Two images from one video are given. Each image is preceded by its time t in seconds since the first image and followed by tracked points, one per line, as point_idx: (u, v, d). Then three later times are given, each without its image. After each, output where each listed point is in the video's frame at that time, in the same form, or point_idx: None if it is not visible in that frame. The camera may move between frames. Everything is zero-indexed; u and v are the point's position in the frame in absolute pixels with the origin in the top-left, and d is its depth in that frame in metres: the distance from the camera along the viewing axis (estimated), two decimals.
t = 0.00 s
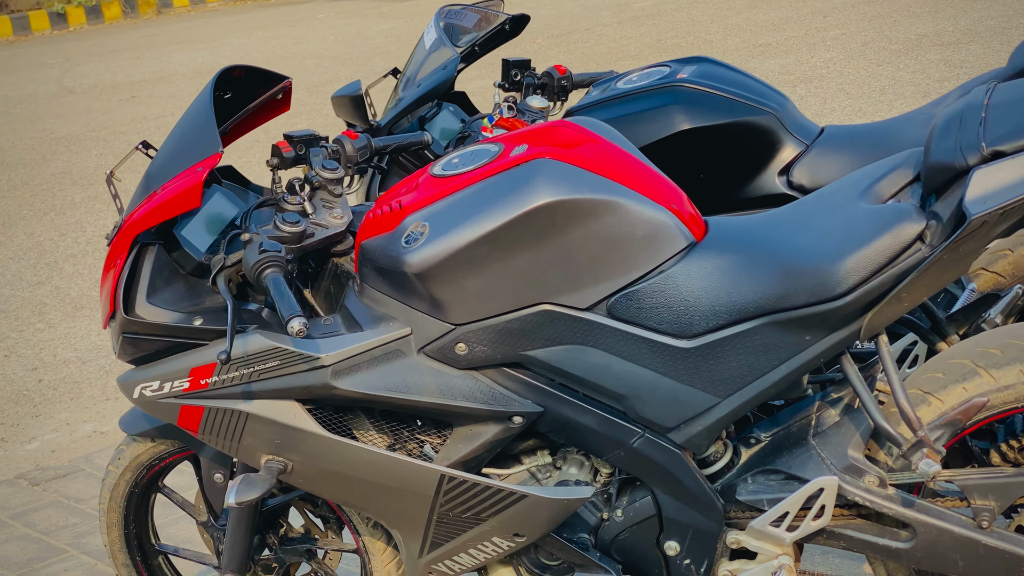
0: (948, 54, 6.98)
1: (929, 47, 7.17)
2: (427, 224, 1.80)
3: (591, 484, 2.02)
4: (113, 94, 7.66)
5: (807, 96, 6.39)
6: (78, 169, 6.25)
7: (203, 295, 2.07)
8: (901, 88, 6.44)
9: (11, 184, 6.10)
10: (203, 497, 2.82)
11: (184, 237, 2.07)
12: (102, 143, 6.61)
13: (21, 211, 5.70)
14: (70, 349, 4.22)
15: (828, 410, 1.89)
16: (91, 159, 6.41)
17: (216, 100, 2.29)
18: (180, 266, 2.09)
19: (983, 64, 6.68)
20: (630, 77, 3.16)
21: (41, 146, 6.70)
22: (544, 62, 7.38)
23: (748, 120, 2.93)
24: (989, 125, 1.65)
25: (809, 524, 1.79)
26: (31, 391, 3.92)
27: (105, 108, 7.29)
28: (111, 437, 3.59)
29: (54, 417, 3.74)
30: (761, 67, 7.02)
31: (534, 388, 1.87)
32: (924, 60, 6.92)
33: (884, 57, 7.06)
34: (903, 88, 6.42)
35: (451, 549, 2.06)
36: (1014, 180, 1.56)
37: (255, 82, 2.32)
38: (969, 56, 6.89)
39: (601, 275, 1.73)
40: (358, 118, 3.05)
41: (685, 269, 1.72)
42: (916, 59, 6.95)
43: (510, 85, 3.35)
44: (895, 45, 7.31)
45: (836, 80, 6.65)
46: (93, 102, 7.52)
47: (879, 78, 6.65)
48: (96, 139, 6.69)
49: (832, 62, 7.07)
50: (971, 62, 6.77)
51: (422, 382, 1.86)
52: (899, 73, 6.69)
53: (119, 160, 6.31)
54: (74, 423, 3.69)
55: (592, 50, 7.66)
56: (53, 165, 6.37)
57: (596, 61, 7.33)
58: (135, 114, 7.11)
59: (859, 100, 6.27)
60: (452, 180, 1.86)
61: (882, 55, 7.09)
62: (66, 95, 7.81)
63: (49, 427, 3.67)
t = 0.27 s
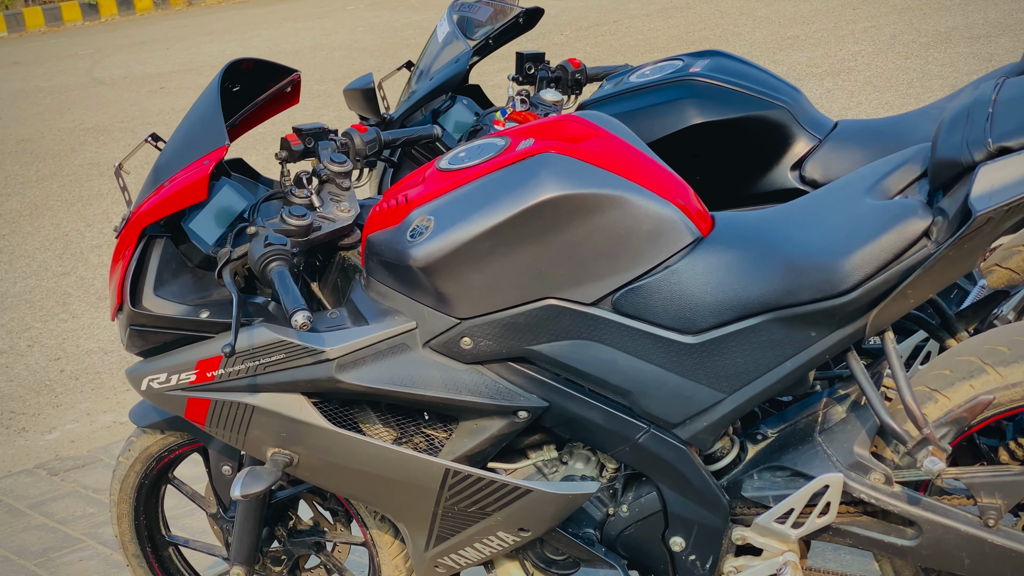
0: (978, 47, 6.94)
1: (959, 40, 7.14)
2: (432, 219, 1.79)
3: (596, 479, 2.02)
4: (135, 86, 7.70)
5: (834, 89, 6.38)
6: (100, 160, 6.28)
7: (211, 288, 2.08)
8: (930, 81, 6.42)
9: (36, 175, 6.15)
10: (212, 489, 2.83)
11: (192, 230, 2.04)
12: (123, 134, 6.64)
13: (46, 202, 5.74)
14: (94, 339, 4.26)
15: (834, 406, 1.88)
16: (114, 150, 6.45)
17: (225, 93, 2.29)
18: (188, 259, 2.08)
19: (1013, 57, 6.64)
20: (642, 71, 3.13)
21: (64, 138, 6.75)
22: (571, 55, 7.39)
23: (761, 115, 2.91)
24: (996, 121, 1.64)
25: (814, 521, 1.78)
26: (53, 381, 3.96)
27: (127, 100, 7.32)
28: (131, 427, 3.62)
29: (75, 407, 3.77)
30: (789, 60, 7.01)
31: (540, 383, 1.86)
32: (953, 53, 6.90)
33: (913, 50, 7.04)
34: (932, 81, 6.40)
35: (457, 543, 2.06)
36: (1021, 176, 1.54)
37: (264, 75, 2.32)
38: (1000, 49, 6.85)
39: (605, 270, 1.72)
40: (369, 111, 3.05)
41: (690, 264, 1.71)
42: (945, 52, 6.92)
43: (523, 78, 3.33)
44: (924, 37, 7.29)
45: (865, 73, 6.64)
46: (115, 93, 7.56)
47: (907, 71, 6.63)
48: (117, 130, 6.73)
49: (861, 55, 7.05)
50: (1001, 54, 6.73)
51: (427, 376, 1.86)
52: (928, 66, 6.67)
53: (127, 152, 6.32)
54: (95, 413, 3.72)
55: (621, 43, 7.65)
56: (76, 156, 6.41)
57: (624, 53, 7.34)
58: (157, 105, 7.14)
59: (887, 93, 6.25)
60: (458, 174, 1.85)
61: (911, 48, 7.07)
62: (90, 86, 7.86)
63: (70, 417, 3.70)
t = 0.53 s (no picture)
0: (1013, 40, 6.89)
1: (993, 33, 7.08)
2: (438, 212, 1.79)
3: (604, 474, 2.00)
4: (160, 76, 7.75)
5: (866, 81, 6.35)
6: (125, 150, 6.31)
7: (219, 279, 2.08)
8: (963, 73, 6.37)
9: (69, 165, 6.19)
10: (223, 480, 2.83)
11: (201, 222, 2.07)
12: (148, 123, 6.67)
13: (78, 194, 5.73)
14: (120, 329, 4.29)
15: (843, 402, 1.86)
16: (139, 140, 6.48)
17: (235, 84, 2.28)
18: (196, 251, 2.10)
19: None
20: (658, 63, 3.11)
21: (91, 128, 6.79)
22: (600, 46, 7.36)
23: (776, 108, 2.87)
24: (1005, 115, 1.61)
25: (821, 518, 1.76)
26: (77, 370, 3.99)
27: (151, 90, 7.36)
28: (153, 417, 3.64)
29: (99, 396, 3.80)
30: (821, 52, 6.99)
31: (547, 377, 1.85)
32: (987, 46, 6.84)
33: (946, 42, 6.99)
34: (965, 73, 6.35)
35: (464, 537, 2.05)
36: None
37: (275, 66, 2.31)
38: None
39: (612, 264, 1.71)
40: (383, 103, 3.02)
41: (697, 259, 1.70)
42: (978, 45, 6.87)
43: (539, 71, 3.32)
44: (958, 30, 7.24)
45: (897, 65, 6.60)
46: (140, 83, 7.60)
47: (940, 63, 6.59)
48: (142, 119, 6.75)
49: (893, 47, 7.01)
50: None
51: (433, 369, 1.85)
52: (961, 59, 6.62)
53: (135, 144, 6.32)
54: (118, 403, 3.75)
55: (652, 34, 7.63)
56: (101, 145, 6.45)
57: (654, 44, 7.32)
58: (181, 95, 7.16)
59: (919, 85, 6.21)
60: (465, 167, 1.84)
61: (945, 40, 7.03)
62: (117, 76, 7.90)
63: (93, 407, 3.73)
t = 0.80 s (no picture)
0: None
1: (1022, 27, 7.05)
2: (442, 208, 1.78)
3: (608, 472, 2.00)
4: (181, 69, 7.78)
5: (893, 76, 6.34)
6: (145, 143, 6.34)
7: (224, 275, 2.09)
8: (990, 68, 6.35)
9: (97, 157, 6.21)
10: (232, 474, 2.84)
11: (207, 218, 2.05)
12: (169, 116, 6.68)
13: (106, 189, 5.72)
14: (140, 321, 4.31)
15: (849, 402, 1.84)
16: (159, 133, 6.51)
17: (242, 79, 2.27)
18: (202, 246, 2.09)
19: None
20: (670, 59, 3.09)
21: (116, 120, 6.80)
22: (624, 41, 7.36)
23: (787, 104, 2.85)
24: (1011, 114, 1.60)
25: (826, 518, 1.75)
26: (97, 363, 4.01)
27: (172, 83, 7.39)
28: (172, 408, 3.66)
29: (118, 389, 3.82)
30: (848, 46, 6.98)
31: (551, 374, 1.84)
32: (1016, 41, 6.81)
33: (974, 37, 6.97)
34: (993, 68, 6.33)
35: (468, 534, 2.05)
36: None
37: (281, 61, 2.30)
38: None
39: (616, 262, 1.70)
40: (394, 99, 3.01)
41: (701, 256, 1.68)
42: (1007, 39, 6.85)
43: (552, 66, 3.33)
44: (987, 25, 7.21)
45: (924, 60, 6.59)
46: (161, 76, 7.63)
47: (967, 58, 6.56)
48: (165, 112, 6.75)
49: (921, 42, 7.00)
50: None
51: (437, 366, 1.85)
52: (989, 54, 6.59)
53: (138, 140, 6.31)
54: (136, 395, 3.76)
55: (678, 28, 7.62)
56: (127, 138, 6.46)
57: (679, 38, 7.32)
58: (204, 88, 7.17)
59: (946, 80, 6.18)
60: (469, 163, 1.83)
61: (974, 35, 7.00)
62: (140, 69, 7.93)
63: (111, 399, 3.75)
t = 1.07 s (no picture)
0: None
1: None
2: (445, 205, 1.77)
3: (613, 471, 1.98)
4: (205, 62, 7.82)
5: (924, 71, 6.33)
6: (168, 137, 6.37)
7: (229, 271, 2.09)
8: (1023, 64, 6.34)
9: (125, 150, 6.22)
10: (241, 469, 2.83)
11: (212, 214, 2.09)
12: (191, 109, 6.68)
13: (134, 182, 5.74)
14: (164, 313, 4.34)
15: (857, 403, 1.82)
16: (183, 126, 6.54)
17: (248, 75, 2.27)
18: (208, 242, 2.11)
19: None
20: (682, 56, 3.05)
21: (146, 110, 6.82)
22: (653, 35, 7.37)
23: (801, 102, 2.82)
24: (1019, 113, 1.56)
25: (832, 520, 1.72)
26: (120, 355, 4.03)
27: (196, 77, 7.43)
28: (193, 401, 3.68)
29: (139, 381, 3.84)
30: (880, 40, 7.04)
31: (555, 372, 1.83)
32: None
33: (1007, 32, 6.96)
34: None
35: (473, 532, 2.04)
36: None
37: (288, 57, 2.29)
38: None
39: (620, 260, 1.68)
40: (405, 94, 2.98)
41: (706, 255, 1.67)
42: None
43: (566, 61, 3.29)
44: (1020, 20, 7.20)
45: (957, 54, 6.59)
46: (185, 69, 7.68)
47: (1000, 53, 6.55)
48: (189, 104, 6.78)
49: (954, 36, 7.00)
50: None
51: (441, 364, 1.84)
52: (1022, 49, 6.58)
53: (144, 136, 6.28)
54: (157, 388, 3.77)
55: (711, 21, 7.64)
56: (153, 129, 6.46)
57: (711, 31, 7.34)
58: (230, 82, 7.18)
59: (978, 75, 6.17)
60: (473, 160, 1.82)
61: (1007, 30, 7.01)
62: (167, 62, 7.96)
63: (132, 392, 3.77)
